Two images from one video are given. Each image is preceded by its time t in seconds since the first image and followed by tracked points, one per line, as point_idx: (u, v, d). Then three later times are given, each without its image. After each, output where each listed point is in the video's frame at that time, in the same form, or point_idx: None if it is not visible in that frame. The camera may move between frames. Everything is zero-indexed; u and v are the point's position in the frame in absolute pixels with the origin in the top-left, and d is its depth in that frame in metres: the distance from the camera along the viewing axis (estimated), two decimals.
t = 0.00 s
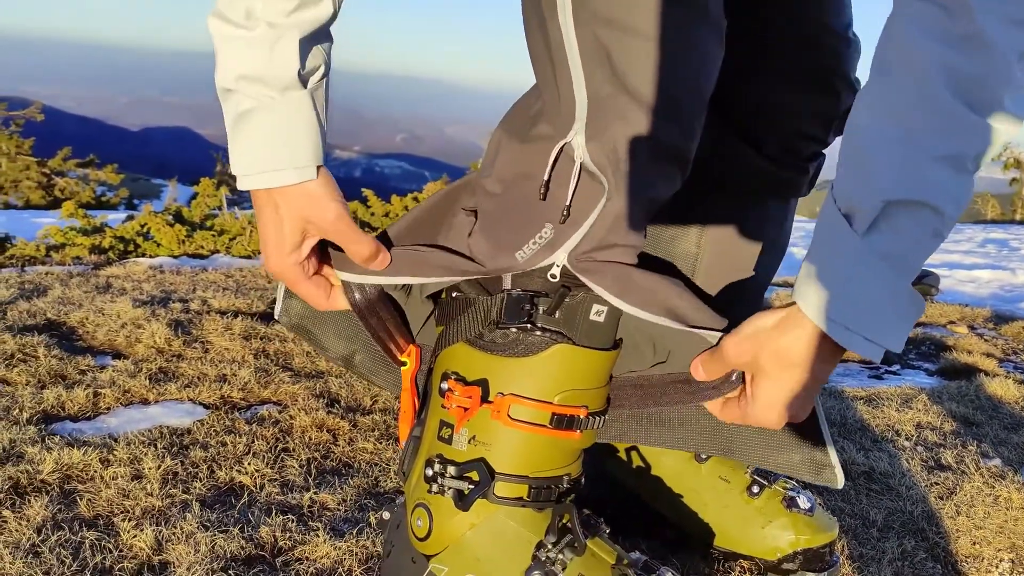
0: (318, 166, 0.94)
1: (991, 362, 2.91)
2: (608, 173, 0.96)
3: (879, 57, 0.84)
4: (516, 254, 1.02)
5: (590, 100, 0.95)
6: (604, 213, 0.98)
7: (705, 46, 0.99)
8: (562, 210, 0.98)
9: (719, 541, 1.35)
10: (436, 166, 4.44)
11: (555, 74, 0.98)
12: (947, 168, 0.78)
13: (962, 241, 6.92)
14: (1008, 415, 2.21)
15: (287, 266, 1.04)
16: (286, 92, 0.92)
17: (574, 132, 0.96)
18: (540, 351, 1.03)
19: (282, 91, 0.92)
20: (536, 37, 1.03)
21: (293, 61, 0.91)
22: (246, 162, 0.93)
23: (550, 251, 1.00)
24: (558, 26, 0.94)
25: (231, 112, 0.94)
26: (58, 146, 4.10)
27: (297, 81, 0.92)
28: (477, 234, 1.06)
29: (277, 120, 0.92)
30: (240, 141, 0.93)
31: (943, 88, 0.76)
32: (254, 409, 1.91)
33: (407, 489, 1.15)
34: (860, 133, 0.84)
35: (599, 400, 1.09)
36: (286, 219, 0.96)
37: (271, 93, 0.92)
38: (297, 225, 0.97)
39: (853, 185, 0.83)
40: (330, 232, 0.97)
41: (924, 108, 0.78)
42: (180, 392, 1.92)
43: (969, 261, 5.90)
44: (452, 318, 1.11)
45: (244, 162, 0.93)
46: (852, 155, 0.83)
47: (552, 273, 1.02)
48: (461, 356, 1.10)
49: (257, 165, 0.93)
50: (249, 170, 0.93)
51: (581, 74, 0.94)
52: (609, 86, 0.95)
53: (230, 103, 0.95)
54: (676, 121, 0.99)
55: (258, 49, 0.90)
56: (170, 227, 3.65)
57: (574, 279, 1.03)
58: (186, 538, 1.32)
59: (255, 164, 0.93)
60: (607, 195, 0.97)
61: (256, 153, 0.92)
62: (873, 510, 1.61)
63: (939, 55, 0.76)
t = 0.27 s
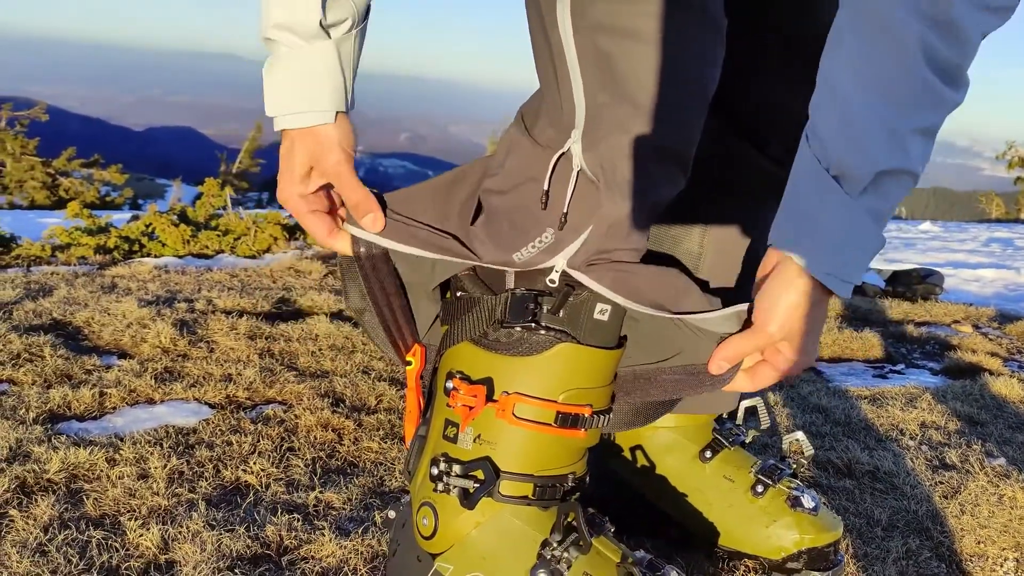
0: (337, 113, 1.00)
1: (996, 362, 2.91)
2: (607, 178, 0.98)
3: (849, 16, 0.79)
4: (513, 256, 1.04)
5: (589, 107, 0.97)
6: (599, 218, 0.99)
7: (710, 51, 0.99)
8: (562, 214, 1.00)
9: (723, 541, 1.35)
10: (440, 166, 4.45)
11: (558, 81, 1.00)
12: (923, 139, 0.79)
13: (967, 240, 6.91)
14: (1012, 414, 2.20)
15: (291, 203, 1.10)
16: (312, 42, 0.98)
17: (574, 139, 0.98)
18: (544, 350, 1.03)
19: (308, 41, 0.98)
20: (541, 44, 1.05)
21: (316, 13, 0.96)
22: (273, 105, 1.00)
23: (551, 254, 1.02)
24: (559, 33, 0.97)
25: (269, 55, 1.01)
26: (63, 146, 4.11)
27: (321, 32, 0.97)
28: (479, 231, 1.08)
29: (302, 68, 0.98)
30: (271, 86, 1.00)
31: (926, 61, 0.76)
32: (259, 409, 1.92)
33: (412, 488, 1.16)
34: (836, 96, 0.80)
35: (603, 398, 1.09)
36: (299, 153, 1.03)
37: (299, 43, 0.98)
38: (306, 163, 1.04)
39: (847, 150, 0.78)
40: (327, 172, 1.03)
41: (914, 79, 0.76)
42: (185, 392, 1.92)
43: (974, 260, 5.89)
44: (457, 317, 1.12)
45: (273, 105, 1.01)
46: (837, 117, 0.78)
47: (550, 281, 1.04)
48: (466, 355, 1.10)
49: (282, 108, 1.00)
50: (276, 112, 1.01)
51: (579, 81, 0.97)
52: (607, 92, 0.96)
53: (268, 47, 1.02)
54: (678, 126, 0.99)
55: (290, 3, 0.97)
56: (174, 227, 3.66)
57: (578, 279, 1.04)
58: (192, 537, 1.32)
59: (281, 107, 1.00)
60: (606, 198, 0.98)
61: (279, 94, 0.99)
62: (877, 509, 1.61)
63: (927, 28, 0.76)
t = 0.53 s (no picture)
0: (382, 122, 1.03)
1: (1000, 360, 2.91)
2: (609, 176, 0.98)
3: None
4: (515, 250, 1.04)
5: (596, 107, 0.97)
6: (603, 217, 0.99)
7: (715, 53, 1.00)
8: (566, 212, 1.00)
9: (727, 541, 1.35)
10: (443, 165, 4.44)
11: (564, 82, 1.01)
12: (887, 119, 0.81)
13: (971, 238, 6.89)
14: (1017, 413, 2.20)
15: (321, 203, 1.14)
16: (361, 54, 1.01)
17: (579, 139, 0.98)
18: (549, 350, 1.03)
19: (358, 54, 1.01)
20: (547, 46, 1.06)
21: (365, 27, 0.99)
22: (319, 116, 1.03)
23: (552, 251, 1.02)
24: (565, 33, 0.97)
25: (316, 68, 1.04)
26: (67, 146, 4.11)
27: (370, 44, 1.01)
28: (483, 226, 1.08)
29: (351, 80, 1.01)
30: (318, 97, 1.02)
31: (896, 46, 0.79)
32: (264, 408, 1.92)
33: (416, 488, 1.16)
34: (809, 69, 0.79)
35: (607, 398, 1.09)
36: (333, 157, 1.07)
37: (349, 55, 1.01)
38: (337, 169, 1.07)
39: (821, 129, 0.79)
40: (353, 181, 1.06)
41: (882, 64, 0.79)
42: (189, 392, 1.93)
43: (978, 258, 5.88)
44: (463, 318, 1.12)
45: (320, 116, 1.03)
46: (814, 96, 0.79)
47: (551, 277, 1.05)
48: (470, 356, 1.10)
49: (331, 120, 1.02)
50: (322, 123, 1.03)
51: (584, 79, 0.97)
52: (612, 92, 0.97)
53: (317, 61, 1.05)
54: (681, 128, 1.00)
55: (341, 15, 1.00)
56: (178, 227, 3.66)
57: (583, 279, 1.04)
58: (197, 537, 1.33)
59: (328, 118, 1.02)
60: (608, 197, 0.98)
61: (326, 104, 1.01)
62: (881, 509, 1.61)
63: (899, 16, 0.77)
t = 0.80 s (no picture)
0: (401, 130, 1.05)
1: (1006, 358, 2.90)
2: (613, 171, 0.98)
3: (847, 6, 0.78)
4: (516, 242, 1.04)
5: (603, 104, 0.98)
6: (608, 212, 0.99)
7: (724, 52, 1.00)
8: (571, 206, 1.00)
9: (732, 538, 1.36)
10: (448, 163, 4.45)
11: (572, 79, 1.02)
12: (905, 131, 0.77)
13: (976, 236, 6.88)
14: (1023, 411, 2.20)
15: (338, 204, 1.15)
16: (382, 62, 1.03)
17: (585, 135, 1.00)
18: (556, 346, 1.04)
19: (378, 62, 1.04)
20: (555, 46, 1.08)
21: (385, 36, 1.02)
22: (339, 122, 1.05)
23: (554, 245, 1.02)
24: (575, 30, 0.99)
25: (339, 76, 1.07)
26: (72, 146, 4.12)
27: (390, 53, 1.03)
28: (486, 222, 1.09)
29: (370, 86, 1.03)
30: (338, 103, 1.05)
31: (908, 53, 0.74)
32: (270, 406, 1.93)
33: (424, 484, 1.16)
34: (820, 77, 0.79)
35: (614, 394, 1.10)
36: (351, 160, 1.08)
37: (369, 63, 1.04)
38: (357, 173, 1.09)
39: (818, 139, 0.79)
40: (376, 188, 1.08)
41: (887, 72, 0.75)
42: (196, 390, 1.93)
43: (983, 256, 5.87)
44: (469, 314, 1.12)
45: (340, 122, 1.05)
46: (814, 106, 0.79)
47: (555, 270, 1.04)
48: (478, 352, 1.11)
49: (349, 124, 1.04)
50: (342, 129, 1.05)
51: (592, 75, 0.98)
52: (619, 87, 0.98)
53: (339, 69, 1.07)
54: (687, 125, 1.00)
55: (362, 24, 1.02)
56: (184, 225, 3.67)
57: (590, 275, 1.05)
58: (205, 534, 1.33)
59: (347, 124, 1.04)
60: (612, 192, 0.99)
61: (346, 109, 1.04)
62: (887, 506, 1.61)
63: (911, 23, 0.73)
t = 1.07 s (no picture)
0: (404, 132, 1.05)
1: (1011, 359, 2.90)
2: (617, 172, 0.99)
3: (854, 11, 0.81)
4: (521, 241, 1.04)
5: (608, 103, 0.98)
6: (610, 212, 1.00)
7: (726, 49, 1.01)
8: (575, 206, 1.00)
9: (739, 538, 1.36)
10: (452, 164, 4.45)
11: (576, 78, 1.02)
12: (903, 125, 0.79)
13: (981, 238, 6.86)
14: None
15: (338, 206, 1.14)
16: (385, 64, 1.03)
17: (591, 134, 0.99)
18: (562, 347, 1.04)
19: (381, 64, 1.03)
20: (560, 42, 1.07)
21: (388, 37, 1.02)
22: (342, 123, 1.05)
23: (557, 244, 1.03)
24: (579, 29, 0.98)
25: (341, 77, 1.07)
26: (77, 146, 4.13)
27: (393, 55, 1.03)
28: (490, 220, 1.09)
29: (372, 88, 1.03)
30: (341, 105, 1.05)
31: (906, 52, 0.77)
32: (275, 407, 1.93)
33: (429, 484, 1.16)
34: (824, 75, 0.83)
35: (619, 395, 1.10)
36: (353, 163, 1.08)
37: (373, 64, 1.04)
38: (361, 176, 1.08)
39: (814, 129, 0.82)
40: (382, 191, 1.09)
41: (887, 68, 0.78)
42: (201, 390, 1.94)
43: (989, 257, 5.85)
44: (477, 314, 1.12)
45: (342, 124, 1.05)
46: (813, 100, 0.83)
47: (555, 270, 1.05)
48: (484, 353, 1.10)
49: (352, 126, 1.04)
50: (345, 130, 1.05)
51: (597, 74, 0.98)
52: (624, 87, 0.98)
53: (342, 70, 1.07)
54: (690, 124, 1.00)
55: (365, 25, 1.02)
56: (189, 226, 3.68)
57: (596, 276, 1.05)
58: (211, 534, 1.33)
59: (350, 125, 1.04)
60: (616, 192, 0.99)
61: (349, 111, 1.04)
62: (893, 507, 1.61)
63: (913, 23, 0.76)
